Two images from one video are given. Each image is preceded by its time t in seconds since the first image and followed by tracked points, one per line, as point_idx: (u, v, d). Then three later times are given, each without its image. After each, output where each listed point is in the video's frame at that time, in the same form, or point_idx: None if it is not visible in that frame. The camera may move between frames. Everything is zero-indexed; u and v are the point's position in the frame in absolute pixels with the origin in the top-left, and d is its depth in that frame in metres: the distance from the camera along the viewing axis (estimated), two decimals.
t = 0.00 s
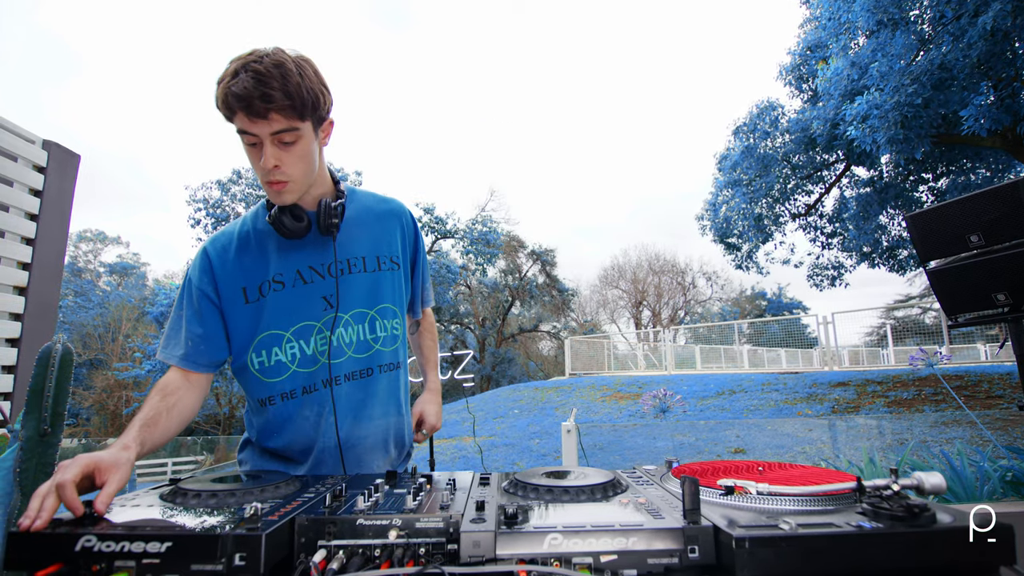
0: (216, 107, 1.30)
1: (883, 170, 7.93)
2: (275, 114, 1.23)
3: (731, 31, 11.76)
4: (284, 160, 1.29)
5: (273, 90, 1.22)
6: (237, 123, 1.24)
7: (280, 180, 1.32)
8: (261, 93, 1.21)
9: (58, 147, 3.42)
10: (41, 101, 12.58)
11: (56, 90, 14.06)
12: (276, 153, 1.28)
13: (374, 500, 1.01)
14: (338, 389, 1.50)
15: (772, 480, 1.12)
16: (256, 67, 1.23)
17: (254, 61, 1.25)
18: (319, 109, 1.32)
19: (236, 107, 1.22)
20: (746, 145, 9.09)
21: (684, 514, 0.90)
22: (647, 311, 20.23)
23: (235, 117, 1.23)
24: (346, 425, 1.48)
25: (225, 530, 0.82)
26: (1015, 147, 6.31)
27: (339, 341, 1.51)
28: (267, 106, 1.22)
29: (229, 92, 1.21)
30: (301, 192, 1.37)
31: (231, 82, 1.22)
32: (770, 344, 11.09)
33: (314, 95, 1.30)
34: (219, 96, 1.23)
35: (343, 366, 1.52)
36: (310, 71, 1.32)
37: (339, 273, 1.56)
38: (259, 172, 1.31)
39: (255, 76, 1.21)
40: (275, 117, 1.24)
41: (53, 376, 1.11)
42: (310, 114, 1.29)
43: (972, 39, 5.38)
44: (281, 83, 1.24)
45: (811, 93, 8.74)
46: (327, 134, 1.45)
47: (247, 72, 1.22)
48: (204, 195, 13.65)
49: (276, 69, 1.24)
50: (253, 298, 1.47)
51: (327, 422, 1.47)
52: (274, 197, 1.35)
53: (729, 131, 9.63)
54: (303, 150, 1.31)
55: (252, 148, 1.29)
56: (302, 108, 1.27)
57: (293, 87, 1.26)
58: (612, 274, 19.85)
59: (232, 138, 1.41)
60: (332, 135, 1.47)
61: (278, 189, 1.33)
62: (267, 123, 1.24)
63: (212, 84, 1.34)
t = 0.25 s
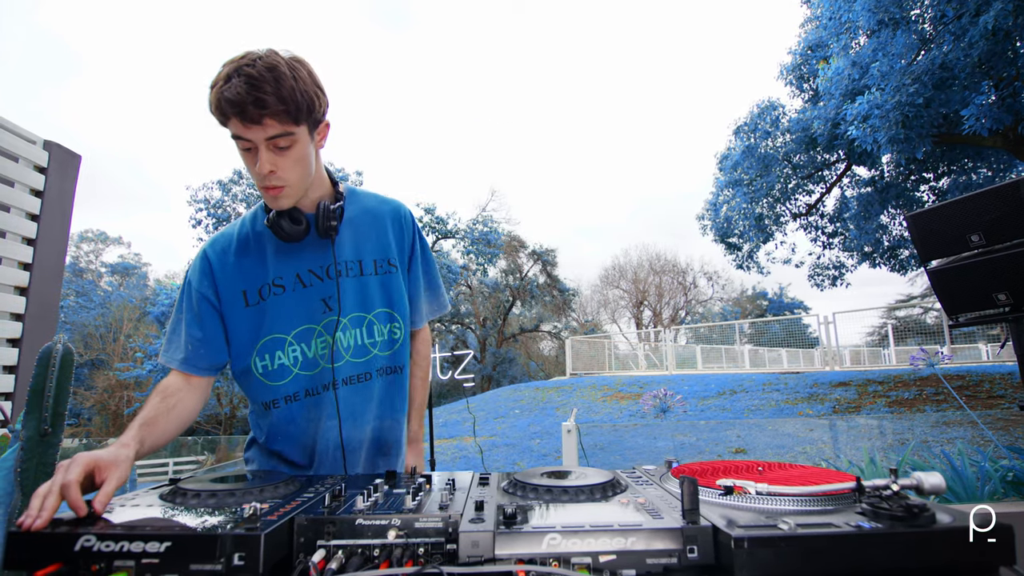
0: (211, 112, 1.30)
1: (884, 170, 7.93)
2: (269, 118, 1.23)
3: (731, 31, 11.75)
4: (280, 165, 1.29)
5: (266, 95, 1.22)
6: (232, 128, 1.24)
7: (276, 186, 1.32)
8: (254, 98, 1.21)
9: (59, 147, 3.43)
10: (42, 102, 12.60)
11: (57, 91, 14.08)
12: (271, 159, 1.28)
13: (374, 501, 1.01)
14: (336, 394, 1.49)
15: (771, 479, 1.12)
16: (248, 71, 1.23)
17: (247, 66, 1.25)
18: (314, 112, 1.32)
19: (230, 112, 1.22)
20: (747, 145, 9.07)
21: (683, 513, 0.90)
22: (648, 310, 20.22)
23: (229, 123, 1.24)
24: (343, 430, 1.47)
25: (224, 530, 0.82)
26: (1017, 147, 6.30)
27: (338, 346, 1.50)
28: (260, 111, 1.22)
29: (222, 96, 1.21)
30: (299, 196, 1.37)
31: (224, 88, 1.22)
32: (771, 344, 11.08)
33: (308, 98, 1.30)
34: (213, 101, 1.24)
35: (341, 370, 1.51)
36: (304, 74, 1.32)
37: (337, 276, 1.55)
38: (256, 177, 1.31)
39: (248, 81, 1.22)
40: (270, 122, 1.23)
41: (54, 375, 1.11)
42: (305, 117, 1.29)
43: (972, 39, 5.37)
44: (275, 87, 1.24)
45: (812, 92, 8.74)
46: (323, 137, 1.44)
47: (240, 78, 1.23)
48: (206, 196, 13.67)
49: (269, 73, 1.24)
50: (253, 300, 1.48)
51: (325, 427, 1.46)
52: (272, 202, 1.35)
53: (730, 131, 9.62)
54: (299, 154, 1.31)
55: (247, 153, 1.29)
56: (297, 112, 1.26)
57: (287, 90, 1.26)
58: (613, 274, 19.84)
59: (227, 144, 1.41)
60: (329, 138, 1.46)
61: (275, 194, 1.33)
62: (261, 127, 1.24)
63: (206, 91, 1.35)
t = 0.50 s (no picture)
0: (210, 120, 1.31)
1: (885, 170, 7.92)
2: (266, 127, 1.23)
3: (732, 31, 11.74)
4: (277, 174, 1.29)
5: (264, 104, 1.22)
6: (229, 137, 1.25)
7: (275, 194, 1.32)
8: (251, 107, 1.21)
9: (60, 147, 3.43)
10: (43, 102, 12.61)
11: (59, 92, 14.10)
12: (269, 167, 1.28)
13: (373, 500, 1.01)
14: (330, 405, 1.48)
15: (770, 479, 1.12)
16: (246, 79, 1.23)
17: (245, 73, 1.25)
18: (313, 120, 1.31)
19: (226, 120, 1.22)
20: (747, 145, 9.06)
21: (682, 513, 0.90)
22: (648, 310, 20.20)
23: (227, 131, 1.24)
24: (334, 442, 1.47)
25: (223, 530, 0.82)
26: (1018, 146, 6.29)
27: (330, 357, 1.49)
28: (257, 120, 1.22)
29: (219, 105, 1.21)
30: (296, 205, 1.37)
31: (221, 96, 1.22)
32: (772, 344, 11.08)
33: (307, 105, 1.29)
34: (210, 110, 1.24)
35: (335, 380, 1.50)
36: (302, 82, 1.32)
37: (333, 285, 1.54)
38: (254, 186, 1.32)
39: (245, 90, 1.22)
40: (267, 131, 1.23)
41: (54, 375, 1.11)
42: (303, 125, 1.29)
43: (974, 38, 5.35)
44: (272, 95, 1.23)
45: (813, 92, 8.73)
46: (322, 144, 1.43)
47: (237, 85, 1.22)
48: (207, 196, 13.70)
49: (267, 81, 1.24)
50: (251, 307, 1.49)
51: (317, 438, 1.46)
52: (271, 211, 1.35)
53: (730, 130, 9.62)
54: (297, 163, 1.31)
55: (245, 162, 1.29)
56: (294, 120, 1.26)
57: (285, 98, 1.25)
58: (613, 274, 19.84)
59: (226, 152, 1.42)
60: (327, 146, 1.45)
61: (274, 203, 1.33)
62: (258, 137, 1.24)
63: (202, 97, 1.35)
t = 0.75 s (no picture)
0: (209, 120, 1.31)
1: (886, 170, 7.91)
2: (266, 128, 1.23)
3: (732, 30, 11.73)
4: (278, 175, 1.30)
5: (264, 105, 1.22)
6: (228, 138, 1.25)
7: (275, 196, 1.32)
8: (251, 108, 1.21)
9: (60, 148, 3.44)
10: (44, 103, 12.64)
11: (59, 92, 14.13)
12: (269, 168, 1.29)
13: (372, 500, 1.01)
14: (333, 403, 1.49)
15: (770, 479, 1.12)
16: (244, 80, 1.23)
17: (243, 74, 1.25)
18: (312, 119, 1.31)
19: (226, 122, 1.22)
20: (748, 145, 9.05)
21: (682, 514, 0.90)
22: (649, 310, 20.20)
23: (226, 132, 1.24)
24: (337, 440, 1.48)
25: (222, 530, 0.82)
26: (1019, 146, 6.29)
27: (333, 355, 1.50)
28: (257, 121, 1.22)
29: (218, 107, 1.21)
30: (297, 205, 1.37)
31: (220, 97, 1.22)
32: (773, 344, 11.08)
33: (306, 104, 1.29)
34: (209, 111, 1.24)
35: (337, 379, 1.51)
36: (301, 80, 1.31)
37: (335, 283, 1.54)
38: (255, 187, 1.32)
39: (244, 91, 1.22)
40: (267, 132, 1.24)
41: (55, 375, 1.10)
42: (303, 125, 1.29)
43: (975, 38, 5.35)
44: (272, 95, 1.23)
45: (813, 91, 8.72)
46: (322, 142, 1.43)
47: (236, 87, 1.22)
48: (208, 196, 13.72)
49: (265, 82, 1.24)
50: (254, 306, 1.50)
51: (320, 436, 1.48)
52: (271, 212, 1.36)
53: (731, 130, 9.61)
54: (297, 163, 1.31)
55: (245, 162, 1.30)
56: (294, 121, 1.26)
57: (284, 98, 1.25)
58: (614, 274, 19.84)
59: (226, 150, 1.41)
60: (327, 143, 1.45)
61: (274, 204, 1.34)
62: (258, 138, 1.24)
63: (200, 96, 1.34)
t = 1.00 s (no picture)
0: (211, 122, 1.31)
1: (887, 169, 7.89)
2: (269, 131, 1.23)
3: (733, 30, 11.72)
4: (281, 178, 1.29)
5: (267, 107, 1.22)
6: (231, 141, 1.25)
7: (278, 198, 1.32)
8: (254, 111, 1.21)
9: (61, 148, 3.45)
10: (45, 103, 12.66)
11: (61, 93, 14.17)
12: (272, 171, 1.28)
13: (371, 501, 1.01)
14: (333, 406, 1.49)
15: (769, 480, 1.11)
16: (248, 82, 1.23)
17: (247, 76, 1.25)
18: (315, 122, 1.31)
19: (229, 124, 1.22)
20: (749, 145, 9.04)
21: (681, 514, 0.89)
22: (650, 310, 20.20)
23: (229, 134, 1.24)
24: (336, 442, 1.47)
25: (222, 531, 0.82)
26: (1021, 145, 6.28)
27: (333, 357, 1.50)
28: (261, 124, 1.22)
29: (221, 109, 1.21)
30: (299, 208, 1.38)
31: (223, 99, 1.23)
32: (774, 344, 11.08)
33: (309, 107, 1.29)
34: (213, 113, 1.24)
35: (337, 382, 1.51)
36: (304, 84, 1.32)
37: (335, 285, 1.54)
38: (257, 189, 1.32)
39: (248, 93, 1.22)
40: (270, 135, 1.23)
41: (55, 375, 1.10)
42: (306, 127, 1.29)
43: (976, 37, 5.33)
44: (276, 98, 1.24)
45: (814, 91, 8.71)
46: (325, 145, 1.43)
47: (239, 89, 1.23)
48: (209, 196, 13.73)
49: (269, 84, 1.24)
50: (254, 308, 1.50)
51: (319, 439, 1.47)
52: (274, 214, 1.36)
53: (732, 130, 9.61)
54: (300, 166, 1.31)
55: (248, 165, 1.29)
56: (298, 124, 1.26)
57: (288, 100, 1.25)
58: (615, 274, 19.85)
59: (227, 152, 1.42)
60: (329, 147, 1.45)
61: (277, 207, 1.34)
62: (261, 141, 1.24)
63: (202, 98, 1.35)
